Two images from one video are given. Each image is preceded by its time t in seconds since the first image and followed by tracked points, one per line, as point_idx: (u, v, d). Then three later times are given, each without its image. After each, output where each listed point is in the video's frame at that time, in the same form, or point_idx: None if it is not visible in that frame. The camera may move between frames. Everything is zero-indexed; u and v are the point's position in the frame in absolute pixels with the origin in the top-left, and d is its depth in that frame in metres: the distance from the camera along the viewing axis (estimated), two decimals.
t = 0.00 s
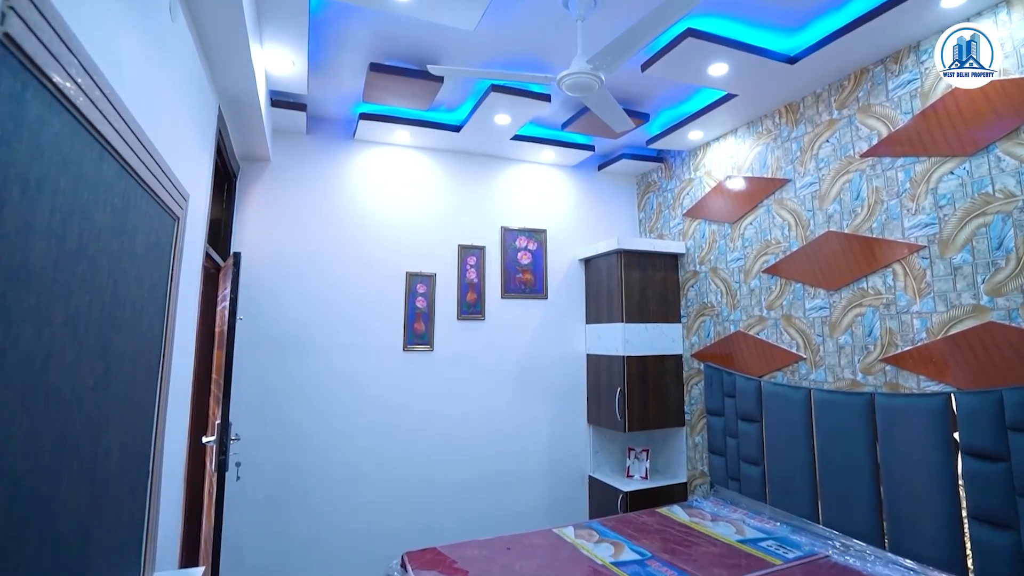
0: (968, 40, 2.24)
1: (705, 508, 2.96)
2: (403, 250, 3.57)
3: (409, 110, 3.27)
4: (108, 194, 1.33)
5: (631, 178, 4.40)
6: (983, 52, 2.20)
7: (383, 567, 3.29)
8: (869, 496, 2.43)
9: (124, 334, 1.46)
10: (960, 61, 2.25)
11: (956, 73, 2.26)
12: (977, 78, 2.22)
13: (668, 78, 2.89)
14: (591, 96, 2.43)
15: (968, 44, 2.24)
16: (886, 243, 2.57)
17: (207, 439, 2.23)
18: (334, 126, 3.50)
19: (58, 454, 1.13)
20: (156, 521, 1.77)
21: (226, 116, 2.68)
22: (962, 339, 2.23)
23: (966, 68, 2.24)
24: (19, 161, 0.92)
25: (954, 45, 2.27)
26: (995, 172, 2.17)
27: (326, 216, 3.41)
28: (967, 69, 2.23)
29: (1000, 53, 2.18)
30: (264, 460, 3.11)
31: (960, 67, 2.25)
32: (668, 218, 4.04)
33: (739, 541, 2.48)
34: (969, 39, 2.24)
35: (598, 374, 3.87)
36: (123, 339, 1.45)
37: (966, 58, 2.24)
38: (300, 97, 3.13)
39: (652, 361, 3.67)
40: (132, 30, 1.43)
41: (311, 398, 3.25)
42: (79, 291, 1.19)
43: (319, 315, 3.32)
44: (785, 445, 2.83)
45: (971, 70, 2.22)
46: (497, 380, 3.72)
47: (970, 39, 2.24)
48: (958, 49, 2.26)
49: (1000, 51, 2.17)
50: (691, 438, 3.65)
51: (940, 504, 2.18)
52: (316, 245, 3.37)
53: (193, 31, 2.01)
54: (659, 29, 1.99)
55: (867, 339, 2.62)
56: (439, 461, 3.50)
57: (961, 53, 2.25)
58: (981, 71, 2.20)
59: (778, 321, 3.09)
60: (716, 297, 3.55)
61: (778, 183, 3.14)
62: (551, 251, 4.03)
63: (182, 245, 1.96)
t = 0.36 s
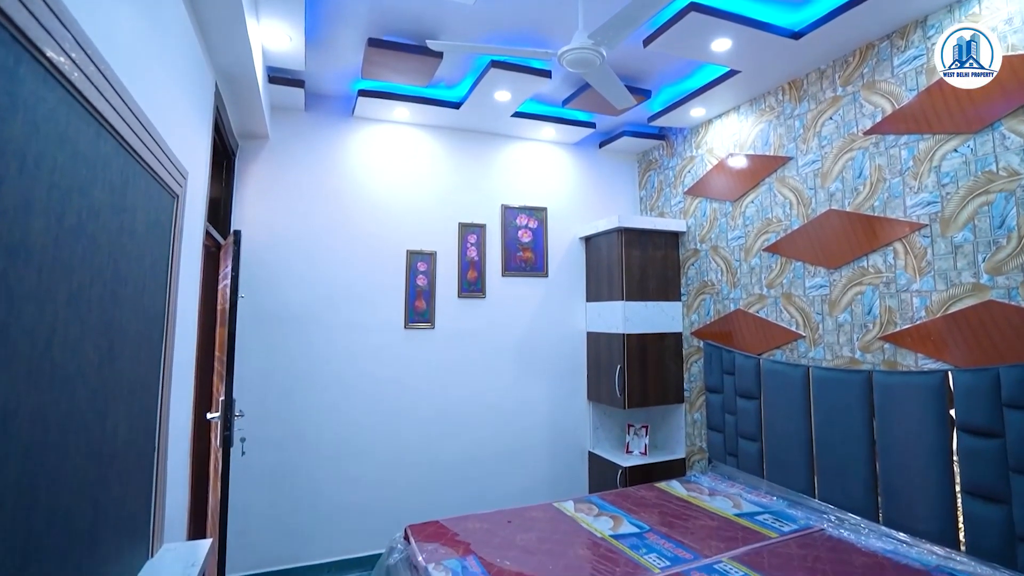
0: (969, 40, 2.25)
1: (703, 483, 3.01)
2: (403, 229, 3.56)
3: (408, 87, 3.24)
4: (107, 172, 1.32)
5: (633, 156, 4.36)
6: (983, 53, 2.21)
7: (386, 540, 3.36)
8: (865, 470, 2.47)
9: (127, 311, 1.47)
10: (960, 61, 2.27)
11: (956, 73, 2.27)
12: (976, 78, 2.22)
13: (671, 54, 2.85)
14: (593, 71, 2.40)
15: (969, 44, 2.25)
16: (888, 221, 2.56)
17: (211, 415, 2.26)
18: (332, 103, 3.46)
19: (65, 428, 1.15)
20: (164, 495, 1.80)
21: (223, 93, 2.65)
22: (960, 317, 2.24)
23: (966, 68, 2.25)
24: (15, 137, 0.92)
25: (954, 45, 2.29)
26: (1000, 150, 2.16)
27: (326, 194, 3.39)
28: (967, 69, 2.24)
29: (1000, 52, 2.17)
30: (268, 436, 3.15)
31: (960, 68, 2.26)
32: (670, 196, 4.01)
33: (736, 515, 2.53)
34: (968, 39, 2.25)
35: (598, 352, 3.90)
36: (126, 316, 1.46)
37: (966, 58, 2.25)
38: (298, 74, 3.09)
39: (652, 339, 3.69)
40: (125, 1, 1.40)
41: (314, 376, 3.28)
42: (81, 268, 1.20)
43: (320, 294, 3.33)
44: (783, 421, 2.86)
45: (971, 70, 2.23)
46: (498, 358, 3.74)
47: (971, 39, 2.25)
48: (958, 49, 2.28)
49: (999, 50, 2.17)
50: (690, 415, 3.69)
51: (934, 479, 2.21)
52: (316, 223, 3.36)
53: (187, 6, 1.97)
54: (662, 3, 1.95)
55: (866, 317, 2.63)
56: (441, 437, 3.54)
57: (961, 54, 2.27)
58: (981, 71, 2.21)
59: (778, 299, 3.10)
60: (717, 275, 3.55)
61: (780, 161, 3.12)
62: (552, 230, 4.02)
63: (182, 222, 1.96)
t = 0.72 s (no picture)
0: (969, 40, 2.25)
1: (702, 458, 3.05)
2: (403, 207, 3.55)
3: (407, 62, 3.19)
4: (104, 148, 1.31)
5: (634, 133, 4.32)
6: (984, 51, 2.20)
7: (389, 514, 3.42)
8: (861, 445, 2.50)
9: (128, 288, 1.48)
10: (960, 61, 2.27)
11: (956, 73, 2.28)
12: (976, 78, 2.23)
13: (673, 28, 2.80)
14: (594, 46, 2.36)
15: (969, 44, 2.25)
16: (890, 200, 2.55)
17: (215, 391, 2.28)
18: (330, 80, 3.41)
19: (71, 404, 1.16)
20: (170, 469, 1.83)
21: (219, 69, 2.62)
22: (960, 296, 2.25)
23: (966, 68, 2.25)
24: (11, 113, 0.91)
25: (954, 45, 2.29)
26: (1005, 128, 2.13)
27: (325, 172, 3.37)
28: (967, 69, 2.25)
29: (1000, 51, 2.16)
30: (271, 412, 3.19)
31: (960, 68, 2.27)
32: (671, 174, 3.99)
33: (733, 489, 2.57)
34: (968, 40, 2.25)
35: (598, 330, 3.91)
36: (128, 293, 1.47)
37: (966, 58, 2.25)
38: (295, 49, 3.05)
39: (652, 318, 3.71)
40: None
41: (316, 354, 3.30)
42: (81, 245, 1.20)
43: (320, 272, 3.33)
44: (781, 397, 2.89)
45: (971, 70, 2.24)
46: (499, 336, 3.76)
47: (971, 39, 2.24)
48: (958, 49, 2.27)
49: (999, 50, 2.16)
50: (689, 392, 3.73)
51: (929, 455, 2.24)
52: (316, 201, 3.35)
53: None
54: None
55: (865, 296, 2.63)
56: (442, 414, 3.58)
57: (961, 53, 2.26)
58: (981, 71, 2.21)
59: (778, 277, 3.10)
60: (717, 254, 3.55)
61: (783, 139, 3.09)
62: (552, 207, 4.00)
63: (182, 200, 1.95)
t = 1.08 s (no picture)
0: (969, 39, 2.22)
1: (701, 435, 3.09)
2: (403, 185, 3.53)
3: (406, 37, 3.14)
4: (101, 124, 1.30)
5: (635, 110, 4.27)
6: (983, 51, 2.18)
7: (392, 490, 3.48)
8: (858, 420, 2.53)
9: (129, 266, 1.48)
10: (960, 61, 2.26)
11: (956, 73, 2.27)
12: (976, 78, 2.21)
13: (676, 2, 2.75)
14: (595, 21, 2.32)
15: (969, 44, 2.22)
16: (892, 178, 2.53)
17: (218, 369, 2.30)
18: (327, 56, 3.36)
19: (76, 381, 1.17)
20: (176, 444, 1.86)
21: (215, 45, 2.58)
22: (960, 274, 2.25)
23: (966, 68, 2.24)
24: (5, 88, 0.90)
25: (954, 45, 2.26)
26: (1011, 104, 2.11)
27: (324, 150, 3.35)
28: (967, 69, 2.23)
29: (999, 51, 2.14)
30: (275, 390, 3.22)
31: (960, 68, 2.26)
32: (672, 151, 3.95)
33: (732, 465, 2.61)
34: (968, 39, 2.22)
35: (599, 308, 3.93)
36: (129, 271, 1.47)
37: (966, 58, 2.24)
38: (291, 25, 3.00)
39: (652, 296, 3.71)
40: None
41: (317, 333, 3.32)
42: (81, 222, 1.20)
43: (321, 251, 3.33)
44: (780, 374, 2.92)
45: (972, 70, 2.23)
46: (500, 315, 3.77)
47: (971, 38, 2.21)
48: (958, 49, 2.25)
49: (999, 49, 2.13)
50: (689, 369, 3.75)
51: (925, 430, 2.27)
52: (316, 179, 3.33)
53: None
54: None
55: (866, 274, 2.64)
56: (444, 391, 3.62)
57: (961, 53, 2.25)
58: (981, 71, 2.19)
59: (778, 256, 3.10)
60: (718, 232, 3.55)
61: (786, 116, 3.06)
62: (553, 185, 3.98)
63: (180, 178, 1.94)
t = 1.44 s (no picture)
0: (968, 39, 2.22)
1: (700, 412, 3.12)
2: (403, 162, 3.51)
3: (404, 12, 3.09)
4: (97, 100, 1.29)
5: (637, 86, 4.22)
6: (983, 51, 2.18)
7: (395, 465, 3.53)
8: (855, 397, 2.55)
9: (130, 244, 1.48)
10: (960, 61, 2.24)
11: (956, 73, 2.26)
12: (976, 78, 2.20)
13: None
14: None
15: (969, 43, 2.22)
16: (896, 155, 2.51)
17: (221, 347, 2.32)
18: (325, 32, 3.31)
19: (81, 358, 1.19)
20: (181, 419, 1.88)
21: (211, 21, 2.54)
22: (961, 253, 2.25)
23: (966, 68, 2.23)
24: None
25: (954, 45, 2.26)
26: (1018, 81, 2.08)
27: (323, 128, 3.32)
28: (967, 69, 2.22)
29: (998, 51, 2.14)
30: (277, 368, 3.25)
31: (960, 68, 2.24)
32: (674, 128, 3.92)
33: (730, 441, 2.64)
34: (968, 40, 2.22)
35: (599, 287, 3.93)
36: (129, 249, 1.47)
37: (966, 58, 2.22)
38: None
39: (653, 275, 3.72)
40: None
41: (319, 312, 3.34)
42: (80, 199, 1.20)
43: (321, 229, 3.33)
44: (779, 352, 2.93)
45: (972, 70, 2.22)
46: (500, 294, 3.78)
47: (971, 38, 2.21)
48: (958, 49, 2.25)
49: (999, 49, 2.14)
50: (689, 347, 3.78)
51: (922, 407, 2.29)
52: (315, 157, 3.31)
53: None
54: None
55: (866, 253, 2.63)
56: (445, 369, 3.65)
57: (961, 53, 2.24)
58: (981, 71, 2.19)
59: (779, 234, 3.09)
60: (719, 210, 3.53)
61: (789, 93, 3.03)
62: (554, 163, 3.95)
63: (179, 156, 1.93)
